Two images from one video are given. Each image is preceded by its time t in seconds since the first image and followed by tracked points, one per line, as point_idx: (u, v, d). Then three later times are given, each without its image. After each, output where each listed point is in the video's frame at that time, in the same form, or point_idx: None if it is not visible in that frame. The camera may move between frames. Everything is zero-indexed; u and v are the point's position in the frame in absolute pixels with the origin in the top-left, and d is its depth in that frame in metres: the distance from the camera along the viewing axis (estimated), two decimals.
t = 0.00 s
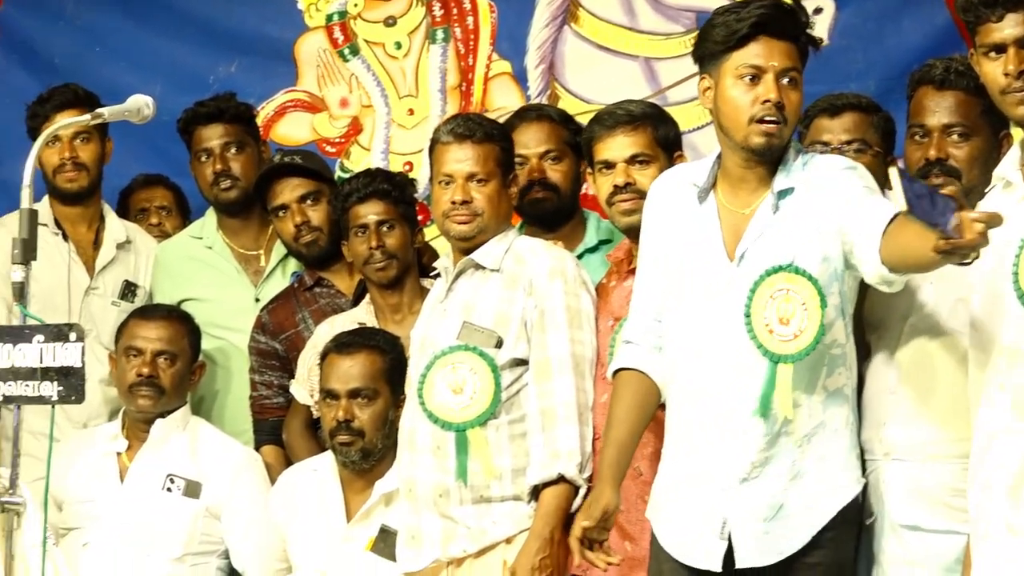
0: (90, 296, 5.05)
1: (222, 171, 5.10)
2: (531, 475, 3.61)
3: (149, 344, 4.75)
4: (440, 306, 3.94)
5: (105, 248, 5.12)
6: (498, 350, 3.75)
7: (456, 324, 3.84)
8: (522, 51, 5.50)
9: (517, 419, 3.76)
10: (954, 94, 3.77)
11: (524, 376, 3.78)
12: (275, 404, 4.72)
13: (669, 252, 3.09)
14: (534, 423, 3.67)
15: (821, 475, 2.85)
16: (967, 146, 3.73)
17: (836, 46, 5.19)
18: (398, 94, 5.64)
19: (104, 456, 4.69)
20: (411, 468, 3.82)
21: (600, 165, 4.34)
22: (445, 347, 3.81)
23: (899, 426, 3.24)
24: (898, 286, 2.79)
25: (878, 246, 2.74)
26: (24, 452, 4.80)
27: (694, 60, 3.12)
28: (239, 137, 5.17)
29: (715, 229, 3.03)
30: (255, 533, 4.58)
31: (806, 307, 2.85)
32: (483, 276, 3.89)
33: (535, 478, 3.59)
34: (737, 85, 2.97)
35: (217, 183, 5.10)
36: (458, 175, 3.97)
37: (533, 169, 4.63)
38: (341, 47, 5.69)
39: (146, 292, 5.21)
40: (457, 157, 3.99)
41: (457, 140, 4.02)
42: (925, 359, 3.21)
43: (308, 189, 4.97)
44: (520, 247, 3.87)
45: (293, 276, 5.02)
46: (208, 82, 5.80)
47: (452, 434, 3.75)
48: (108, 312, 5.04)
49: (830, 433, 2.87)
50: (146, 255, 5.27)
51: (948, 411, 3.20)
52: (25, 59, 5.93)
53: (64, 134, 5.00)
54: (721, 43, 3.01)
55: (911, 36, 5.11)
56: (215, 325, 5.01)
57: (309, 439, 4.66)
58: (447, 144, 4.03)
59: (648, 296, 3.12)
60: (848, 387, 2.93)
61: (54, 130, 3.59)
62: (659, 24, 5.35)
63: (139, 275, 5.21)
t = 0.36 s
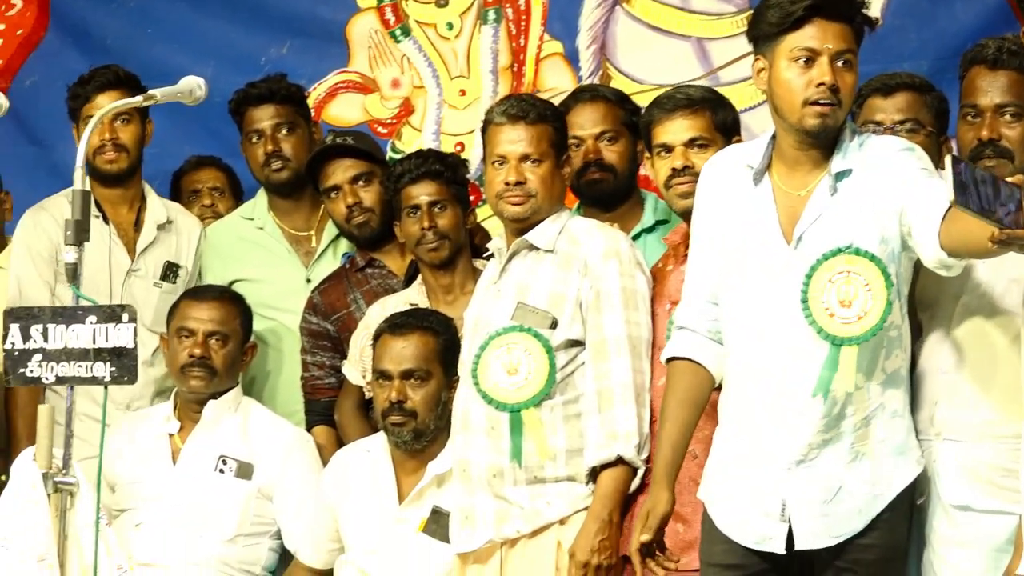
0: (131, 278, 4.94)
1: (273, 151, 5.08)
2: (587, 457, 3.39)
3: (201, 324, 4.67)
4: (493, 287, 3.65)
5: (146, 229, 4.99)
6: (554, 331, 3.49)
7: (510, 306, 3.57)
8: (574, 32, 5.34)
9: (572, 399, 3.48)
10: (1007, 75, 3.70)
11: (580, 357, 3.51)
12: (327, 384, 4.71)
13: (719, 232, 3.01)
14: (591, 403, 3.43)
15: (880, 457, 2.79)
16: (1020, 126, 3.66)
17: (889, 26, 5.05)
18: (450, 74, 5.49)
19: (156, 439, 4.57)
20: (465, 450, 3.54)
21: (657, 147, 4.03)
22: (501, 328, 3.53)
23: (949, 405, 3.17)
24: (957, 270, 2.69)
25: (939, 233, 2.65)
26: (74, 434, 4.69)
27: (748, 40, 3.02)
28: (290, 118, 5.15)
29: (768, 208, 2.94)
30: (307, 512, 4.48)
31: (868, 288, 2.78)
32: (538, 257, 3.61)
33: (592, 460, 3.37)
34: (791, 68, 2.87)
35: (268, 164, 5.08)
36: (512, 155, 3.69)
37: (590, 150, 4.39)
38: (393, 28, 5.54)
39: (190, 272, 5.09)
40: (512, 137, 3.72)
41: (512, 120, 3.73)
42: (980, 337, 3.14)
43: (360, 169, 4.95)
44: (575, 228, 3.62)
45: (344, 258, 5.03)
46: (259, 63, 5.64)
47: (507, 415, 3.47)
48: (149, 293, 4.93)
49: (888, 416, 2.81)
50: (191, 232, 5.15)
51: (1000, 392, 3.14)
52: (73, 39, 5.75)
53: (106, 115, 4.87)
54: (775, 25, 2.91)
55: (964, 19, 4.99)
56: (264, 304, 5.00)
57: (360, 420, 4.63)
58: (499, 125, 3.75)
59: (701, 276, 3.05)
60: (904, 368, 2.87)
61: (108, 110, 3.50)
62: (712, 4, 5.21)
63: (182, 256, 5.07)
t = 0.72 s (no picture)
0: (165, 256, 4.94)
1: (314, 131, 5.04)
2: (636, 437, 3.36)
3: (244, 305, 4.65)
4: (538, 266, 3.61)
5: (179, 207, 4.98)
6: (600, 310, 3.45)
7: (557, 286, 3.54)
8: (617, 11, 5.14)
9: (619, 377, 3.46)
10: None
11: (626, 336, 3.49)
12: (369, 363, 4.70)
13: (761, 209, 2.98)
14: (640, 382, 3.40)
15: (917, 438, 2.75)
16: None
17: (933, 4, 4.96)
18: (492, 54, 5.28)
19: (200, 418, 4.57)
20: (511, 430, 3.51)
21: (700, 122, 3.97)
22: (547, 306, 3.50)
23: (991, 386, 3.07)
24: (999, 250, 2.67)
25: (980, 213, 2.61)
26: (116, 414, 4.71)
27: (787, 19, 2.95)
28: (331, 98, 5.10)
29: (810, 186, 2.90)
30: (349, 492, 4.45)
31: (908, 268, 2.72)
32: (583, 236, 3.57)
33: (642, 439, 3.34)
34: (829, 47, 2.80)
35: (310, 143, 5.04)
36: (558, 135, 3.63)
37: (634, 128, 4.35)
38: (435, 8, 5.35)
39: (224, 251, 5.07)
40: (558, 117, 3.65)
41: (558, 100, 3.67)
42: None
43: (403, 150, 4.92)
44: (620, 207, 3.58)
45: (386, 238, 5.02)
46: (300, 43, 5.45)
47: (553, 393, 3.45)
48: (183, 271, 4.92)
49: (926, 398, 2.77)
50: (226, 211, 5.14)
51: None
52: (115, 19, 5.58)
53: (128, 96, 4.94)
54: (812, 4, 2.84)
55: None
56: (304, 284, 5.00)
57: (402, 400, 4.60)
58: (545, 104, 3.69)
59: (745, 250, 3.01)
60: (944, 349, 2.82)
61: (151, 90, 3.40)
62: None
63: (215, 234, 5.06)
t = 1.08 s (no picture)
0: (222, 244, 4.94)
1: (351, 121, 4.98)
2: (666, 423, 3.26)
3: (281, 294, 4.61)
4: (574, 254, 3.58)
5: (238, 198, 5.02)
6: (633, 298, 3.42)
7: (591, 274, 3.51)
8: None
9: (653, 365, 3.42)
10: None
11: (660, 323, 3.44)
12: (406, 353, 4.65)
13: (800, 197, 2.91)
14: (670, 369, 3.32)
15: (961, 432, 2.67)
16: None
17: None
18: (529, 43, 5.20)
19: (238, 407, 4.54)
20: (547, 417, 3.50)
21: (737, 107, 3.85)
22: (581, 294, 3.48)
23: None
24: None
25: None
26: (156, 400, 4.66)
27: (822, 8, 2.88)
28: (367, 88, 5.04)
29: (849, 176, 2.83)
30: (387, 479, 4.40)
31: (950, 258, 2.65)
32: (618, 224, 3.54)
33: (670, 426, 3.24)
34: (864, 37, 2.74)
35: (345, 134, 4.98)
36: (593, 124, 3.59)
37: (674, 117, 4.22)
38: None
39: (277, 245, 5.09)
40: (592, 106, 3.61)
41: (593, 88, 3.62)
42: None
43: (441, 139, 4.84)
44: (656, 194, 3.54)
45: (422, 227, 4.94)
46: (337, 33, 5.39)
47: (587, 381, 3.42)
48: (237, 261, 4.92)
49: (970, 390, 2.68)
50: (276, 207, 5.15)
51: None
52: (152, 11, 5.47)
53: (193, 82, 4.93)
54: None
55: None
56: (341, 273, 4.94)
57: (439, 388, 4.55)
58: (580, 93, 3.64)
59: (784, 238, 2.94)
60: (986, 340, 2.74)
61: (188, 79, 3.40)
62: None
63: (270, 228, 5.10)
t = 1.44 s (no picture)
0: (267, 238, 4.85)
1: (388, 115, 4.85)
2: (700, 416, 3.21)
3: (318, 287, 4.48)
4: (609, 247, 3.54)
5: (287, 193, 4.91)
6: (667, 291, 3.37)
7: (625, 267, 3.46)
8: None
9: (688, 359, 3.37)
10: None
11: (694, 316, 3.39)
12: (443, 346, 4.53)
13: (837, 185, 2.78)
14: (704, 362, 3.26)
15: (1000, 419, 2.53)
16: None
17: None
18: (565, 36, 5.07)
19: (274, 400, 4.39)
20: (581, 410, 3.47)
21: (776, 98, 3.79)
22: (615, 288, 3.43)
23: None
24: None
25: None
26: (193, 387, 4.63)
27: None
28: (405, 81, 4.91)
29: (885, 168, 2.71)
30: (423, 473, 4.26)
31: (988, 244, 2.54)
32: (652, 217, 3.49)
33: (704, 419, 3.20)
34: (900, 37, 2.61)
35: (383, 127, 4.84)
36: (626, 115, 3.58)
37: (710, 110, 4.18)
38: None
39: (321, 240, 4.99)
40: (627, 97, 3.61)
41: (627, 80, 3.62)
42: None
43: (479, 132, 4.73)
44: (689, 186, 3.49)
45: (460, 220, 4.83)
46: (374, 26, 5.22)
47: (621, 375, 3.38)
48: (281, 255, 4.82)
49: (1011, 376, 2.55)
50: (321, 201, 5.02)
51: None
52: (192, 5, 5.26)
53: (266, 76, 4.81)
54: None
55: None
56: (377, 267, 4.82)
57: (476, 383, 4.44)
58: (614, 85, 3.63)
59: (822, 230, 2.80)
60: None
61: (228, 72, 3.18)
62: None
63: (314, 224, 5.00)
